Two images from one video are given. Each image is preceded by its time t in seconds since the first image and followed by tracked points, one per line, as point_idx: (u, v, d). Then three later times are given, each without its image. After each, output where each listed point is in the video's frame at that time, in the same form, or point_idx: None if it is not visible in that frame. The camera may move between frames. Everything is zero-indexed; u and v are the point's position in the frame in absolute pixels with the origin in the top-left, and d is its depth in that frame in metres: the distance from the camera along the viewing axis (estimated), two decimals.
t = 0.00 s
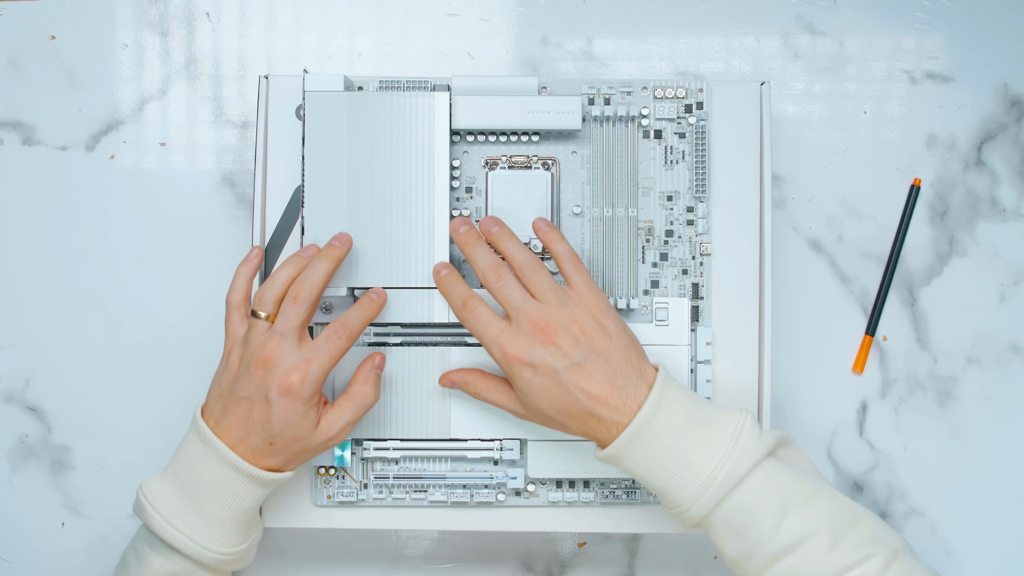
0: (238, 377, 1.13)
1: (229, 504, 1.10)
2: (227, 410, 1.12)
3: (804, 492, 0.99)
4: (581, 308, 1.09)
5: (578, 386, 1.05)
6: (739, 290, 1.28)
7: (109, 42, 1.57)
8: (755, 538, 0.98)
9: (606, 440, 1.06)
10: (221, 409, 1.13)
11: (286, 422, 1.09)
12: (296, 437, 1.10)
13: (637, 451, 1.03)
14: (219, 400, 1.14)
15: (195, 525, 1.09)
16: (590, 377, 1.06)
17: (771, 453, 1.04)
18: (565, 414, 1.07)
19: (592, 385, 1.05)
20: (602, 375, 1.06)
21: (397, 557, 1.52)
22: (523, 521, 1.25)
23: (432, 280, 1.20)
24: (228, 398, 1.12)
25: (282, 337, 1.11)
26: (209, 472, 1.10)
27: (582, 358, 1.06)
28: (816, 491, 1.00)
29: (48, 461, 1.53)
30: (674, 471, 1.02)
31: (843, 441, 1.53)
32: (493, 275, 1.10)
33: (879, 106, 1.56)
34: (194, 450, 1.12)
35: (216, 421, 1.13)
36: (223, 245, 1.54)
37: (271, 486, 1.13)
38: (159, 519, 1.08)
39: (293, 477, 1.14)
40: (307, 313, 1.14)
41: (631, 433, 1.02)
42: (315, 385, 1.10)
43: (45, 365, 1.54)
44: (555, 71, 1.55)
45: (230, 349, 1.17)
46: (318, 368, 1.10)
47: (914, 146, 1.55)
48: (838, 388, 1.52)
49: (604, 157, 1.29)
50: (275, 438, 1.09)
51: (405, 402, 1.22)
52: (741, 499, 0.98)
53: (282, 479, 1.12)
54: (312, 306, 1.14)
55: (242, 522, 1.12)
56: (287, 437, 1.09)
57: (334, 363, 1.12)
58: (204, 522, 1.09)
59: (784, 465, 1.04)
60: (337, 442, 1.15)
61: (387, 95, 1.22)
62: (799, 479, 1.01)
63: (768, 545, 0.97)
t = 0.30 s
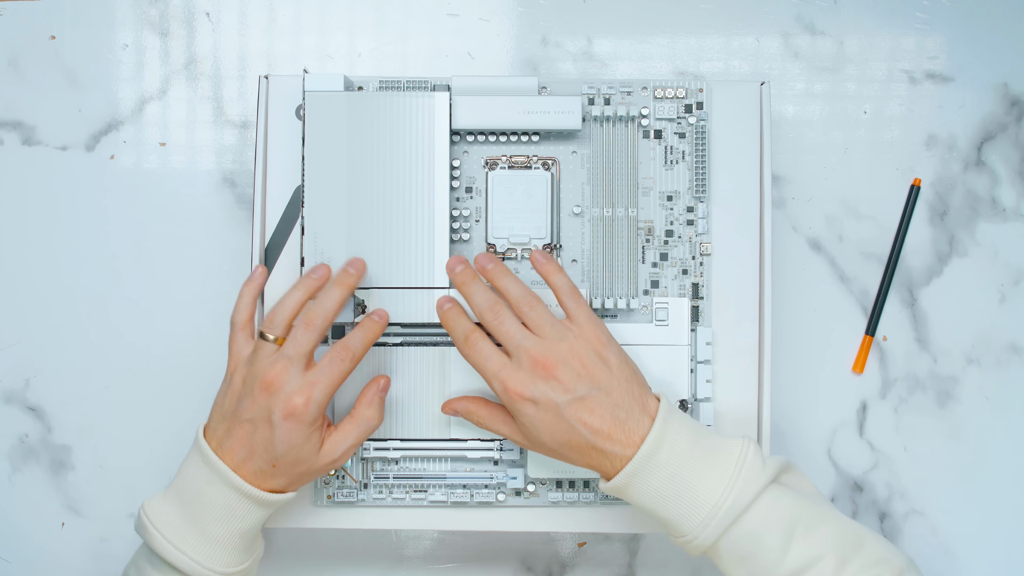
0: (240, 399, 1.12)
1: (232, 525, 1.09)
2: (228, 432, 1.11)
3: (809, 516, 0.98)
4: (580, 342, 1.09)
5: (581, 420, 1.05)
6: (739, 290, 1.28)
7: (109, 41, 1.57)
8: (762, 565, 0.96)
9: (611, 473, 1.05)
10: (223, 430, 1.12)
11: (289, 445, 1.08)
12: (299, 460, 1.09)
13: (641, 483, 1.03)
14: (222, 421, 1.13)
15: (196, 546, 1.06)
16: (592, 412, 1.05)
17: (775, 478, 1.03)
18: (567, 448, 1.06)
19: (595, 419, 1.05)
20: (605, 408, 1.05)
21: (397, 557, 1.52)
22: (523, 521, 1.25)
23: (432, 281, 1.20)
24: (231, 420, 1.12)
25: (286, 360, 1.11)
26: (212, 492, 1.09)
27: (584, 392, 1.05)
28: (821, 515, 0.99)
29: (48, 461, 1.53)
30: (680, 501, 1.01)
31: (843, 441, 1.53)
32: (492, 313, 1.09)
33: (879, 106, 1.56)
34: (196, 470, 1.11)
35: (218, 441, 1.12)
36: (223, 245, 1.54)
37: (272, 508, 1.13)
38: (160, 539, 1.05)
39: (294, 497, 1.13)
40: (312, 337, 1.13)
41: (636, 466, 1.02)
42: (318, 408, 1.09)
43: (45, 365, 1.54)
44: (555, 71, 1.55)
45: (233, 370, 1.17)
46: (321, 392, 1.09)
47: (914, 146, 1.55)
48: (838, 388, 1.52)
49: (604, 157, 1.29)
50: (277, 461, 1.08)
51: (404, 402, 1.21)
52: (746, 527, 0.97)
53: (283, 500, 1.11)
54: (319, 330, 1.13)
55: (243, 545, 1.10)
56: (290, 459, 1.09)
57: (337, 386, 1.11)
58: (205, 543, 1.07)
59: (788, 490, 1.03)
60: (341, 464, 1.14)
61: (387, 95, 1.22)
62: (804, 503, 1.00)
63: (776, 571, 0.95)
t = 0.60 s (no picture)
0: (265, 409, 1.10)
1: (250, 532, 1.07)
2: (251, 440, 1.09)
3: (796, 518, 0.99)
4: (564, 355, 1.08)
5: (566, 433, 1.04)
6: (739, 290, 1.28)
7: (109, 41, 1.57)
8: (752, 568, 0.97)
9: (598, 484, 1.04)
10: (245, 438, 1.10)
11: (311, 460, 1.07)
12: (321, 474, 1.08)
13: (629, 493, 1.02)
14: (243, 429, 1.11)
15: (213, 553, 1.05)
16: (578, 424, 1.04)
17: (762, 481, 1.03)
18: (553, 461, 1.06)
19: (581, 431, 1.04)
20: (590, 420, 1.04)
21: (397, 558, 1.52)
22: (523, 521, 1.25)
23: (432, 280, 1.20)
24: (254, 429, 1.10)
25: (313, 374, 1.09)
26: (230, 499, 1.07)
27: (568, 404, 1.05)
28: (807, 516, 1.00)
29: (48, 461, 1.53)
30: (668, 511, 1.00)
31: (843, 441, 1.53)
32: (472, 331, 1.10)
33: (879, 107, 1.56)
34: (214, 475, 1.09)
35: (239, 449, 1.10)
36: (223, 245, 1.54)
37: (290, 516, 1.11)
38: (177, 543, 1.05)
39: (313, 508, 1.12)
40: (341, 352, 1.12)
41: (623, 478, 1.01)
42: (342, 423, 1.08)
43: (45, 365, 1.54)
44: (555, 71, 1.55)
45: (255, 376, 1.14)
46: (345, 408, 1.08)
47: (914, 147, 1.55)
48: (838, 388, 1.52)
49: (604, 157, 1.29)
50: (299, 474, 1.07)
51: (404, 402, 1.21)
52: (736, 533, 0.98)
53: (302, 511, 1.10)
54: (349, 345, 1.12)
55: (260, 551, 1.09)
56: (312, 473, 1.07)
57: (360, 401, 1.10)
58: (221, 550, 1.06)
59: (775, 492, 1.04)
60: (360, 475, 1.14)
61: (387, 95, 1.22)
62: (791, 506, 1.01)
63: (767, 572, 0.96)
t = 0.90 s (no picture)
0: (206, 406, 1.08)
1: (210, 531, 1.07)
2: (198, 441, 1.07)
3: (826, 534, 0.96)
4: (600, 357, 1.05)
5: (601, 437, 1.00)
6: (739, 290, 1.28)
7: (109, 42, 1.57)
8: None
9: (631, 489, 1.01)
10: (191, 439, 1.08)
11: (260, 450, 1.05)
12: (271, 463, 1.06)
13: (661, 499, 0.99)
14: (189, 430, 1.09)
15: (177, 555, 1.06)
16: (613, 428, 1.01)
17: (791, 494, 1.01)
18: (585, 465, 1.02)
19: (615, 436, 1.01)
20: (625, 424, 1.01)
21: (397, 558, 1.52)
22: (523, 521, 1.25)
23: (432, 280, 1.20)
24: (198, 428, 1.07)
25: (249, 364, 1.07)
26: (186, 501, 1.07)
27: (604, 409, 1.01)
28: (838, 533, 0.97)
29: (48, 461, 1.53)
30: (699, 518, 0.98)
31: (843, 441, 1.53)
32: (511, 328, 1.08)
33: (879, 106, 1.56)
34: (167, 478, 1.09)
35: (187, 450, 1.08)
36: (223, 245, 1.54)
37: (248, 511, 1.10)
38: (140, 552, 1.05)
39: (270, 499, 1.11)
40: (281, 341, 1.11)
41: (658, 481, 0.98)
42: (285, 411, 1.06)
43: (45, 365, 1.54)
44: (555, 71, 1.55)
45: (194, 375, 1.12)
46: (285, 395, 1.06)
47: (914, 147, 1.55)
48: (838, 388, 1.52)
49: (604, 157, 1.29)
50: (250, 467, 1.05)
51: (405, 401, 1.21)
52: (764, 545, 0.95)
53: (258, 503, 1.09)
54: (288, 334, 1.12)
55: (225, 547, 1.09)
56: (262, 463, 1.06)
57: (302, 386, 1.08)
58: (185, 552, 1.06)
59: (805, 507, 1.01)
60: (312, 457, 1.13)
61: (387, 95, 1.22)
62: (820, 522, 0.98)
63: None
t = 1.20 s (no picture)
0: (225, 387, 1.08)
1: (222, 518, 1.07)
2: (215, 421, 1.08)
3: (787, 494, 0.95)
4: (546, 324, 1.04)
5: (551, 404, 0.99)
6: (739, 290, 1.28)
7: (109, 42, 1.57)
8: (741, 545, 0.93)
9: (586, 457, 1.00)
10: (209, 420, 1.09)
11: (278, 433, 1.05)
12: (288, 446, 1.06)
13: (614, 465, 0.99)
14: (206, 411, 1.09)
15: (188, 540, 1.06)
16: (562, 394, 1.00)
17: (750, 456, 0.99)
18: (540, 436, 1.01)
19: (565, 402, 1.00)
20: (574, 390, 1.00)
21: (397, 557, 1.52)
22: (523, 521, 1.25)
23: (432, 280, 1.20)
24: (217, 409, 1.08)
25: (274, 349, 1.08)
26: (200, 486, 1.07)
27: (551, 374, 1.00)
28: (799, 492, 0.95)
29: (48, 461, 1.53)
30: (655, 484, 0.97)
31: (843, 441, 1.53)
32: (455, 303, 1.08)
33: (879, 107, 1.56)
34: (180, 463, 1.09)
35: (203, 433, 1.09)
36: (223, 245, 1.54)
37: (261, 498, 1.10)
38: (152, 536, 1.05)
39: (284, 487, 1.11)
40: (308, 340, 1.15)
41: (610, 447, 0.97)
42: (305, 395, 1.06)
43: (45, 365, 1.54)
44: (555, 71, 1.55)
45: (212, 356, 1.12)
46: (306, 379, 1.06)
47: (913, 147, 1.55)
48: (838, 388, 1.52)
49: (604, 157, 1.29)
50: (268, 448, 1.05)
51: (404, 400, 1.21)
52: (722, 508, 0.94)
53: (273, 490, 1.09)
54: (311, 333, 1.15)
55: (236, 535, 1.09)
56: (281, 446, 1.06)
57: (323, 373, 1.08)
58: (196, 537, 1.06)
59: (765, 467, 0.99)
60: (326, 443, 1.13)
61: (387, 95, 1.22)
62: (780, 483, 0.96)
63: (756, 550, 0.92)
